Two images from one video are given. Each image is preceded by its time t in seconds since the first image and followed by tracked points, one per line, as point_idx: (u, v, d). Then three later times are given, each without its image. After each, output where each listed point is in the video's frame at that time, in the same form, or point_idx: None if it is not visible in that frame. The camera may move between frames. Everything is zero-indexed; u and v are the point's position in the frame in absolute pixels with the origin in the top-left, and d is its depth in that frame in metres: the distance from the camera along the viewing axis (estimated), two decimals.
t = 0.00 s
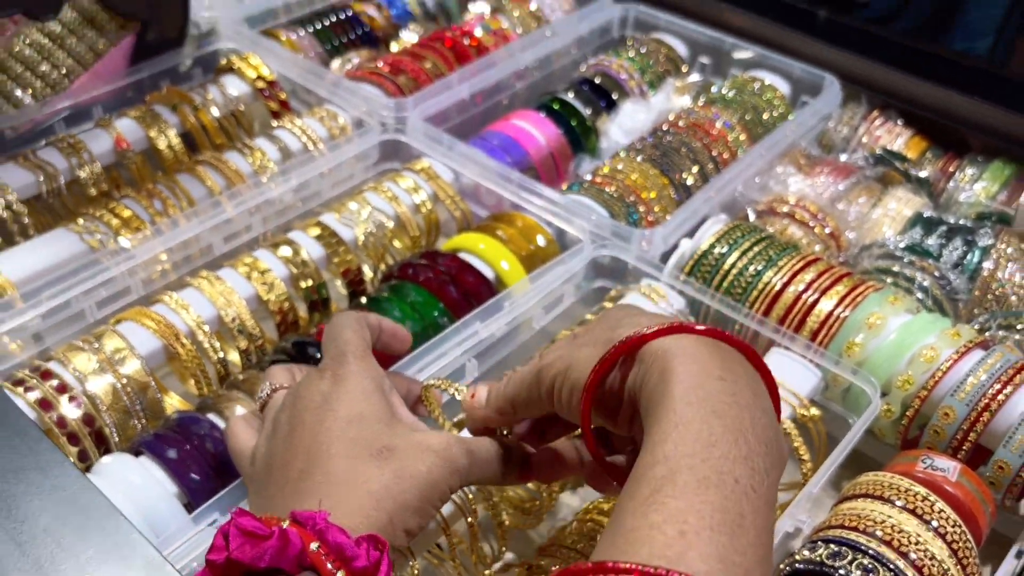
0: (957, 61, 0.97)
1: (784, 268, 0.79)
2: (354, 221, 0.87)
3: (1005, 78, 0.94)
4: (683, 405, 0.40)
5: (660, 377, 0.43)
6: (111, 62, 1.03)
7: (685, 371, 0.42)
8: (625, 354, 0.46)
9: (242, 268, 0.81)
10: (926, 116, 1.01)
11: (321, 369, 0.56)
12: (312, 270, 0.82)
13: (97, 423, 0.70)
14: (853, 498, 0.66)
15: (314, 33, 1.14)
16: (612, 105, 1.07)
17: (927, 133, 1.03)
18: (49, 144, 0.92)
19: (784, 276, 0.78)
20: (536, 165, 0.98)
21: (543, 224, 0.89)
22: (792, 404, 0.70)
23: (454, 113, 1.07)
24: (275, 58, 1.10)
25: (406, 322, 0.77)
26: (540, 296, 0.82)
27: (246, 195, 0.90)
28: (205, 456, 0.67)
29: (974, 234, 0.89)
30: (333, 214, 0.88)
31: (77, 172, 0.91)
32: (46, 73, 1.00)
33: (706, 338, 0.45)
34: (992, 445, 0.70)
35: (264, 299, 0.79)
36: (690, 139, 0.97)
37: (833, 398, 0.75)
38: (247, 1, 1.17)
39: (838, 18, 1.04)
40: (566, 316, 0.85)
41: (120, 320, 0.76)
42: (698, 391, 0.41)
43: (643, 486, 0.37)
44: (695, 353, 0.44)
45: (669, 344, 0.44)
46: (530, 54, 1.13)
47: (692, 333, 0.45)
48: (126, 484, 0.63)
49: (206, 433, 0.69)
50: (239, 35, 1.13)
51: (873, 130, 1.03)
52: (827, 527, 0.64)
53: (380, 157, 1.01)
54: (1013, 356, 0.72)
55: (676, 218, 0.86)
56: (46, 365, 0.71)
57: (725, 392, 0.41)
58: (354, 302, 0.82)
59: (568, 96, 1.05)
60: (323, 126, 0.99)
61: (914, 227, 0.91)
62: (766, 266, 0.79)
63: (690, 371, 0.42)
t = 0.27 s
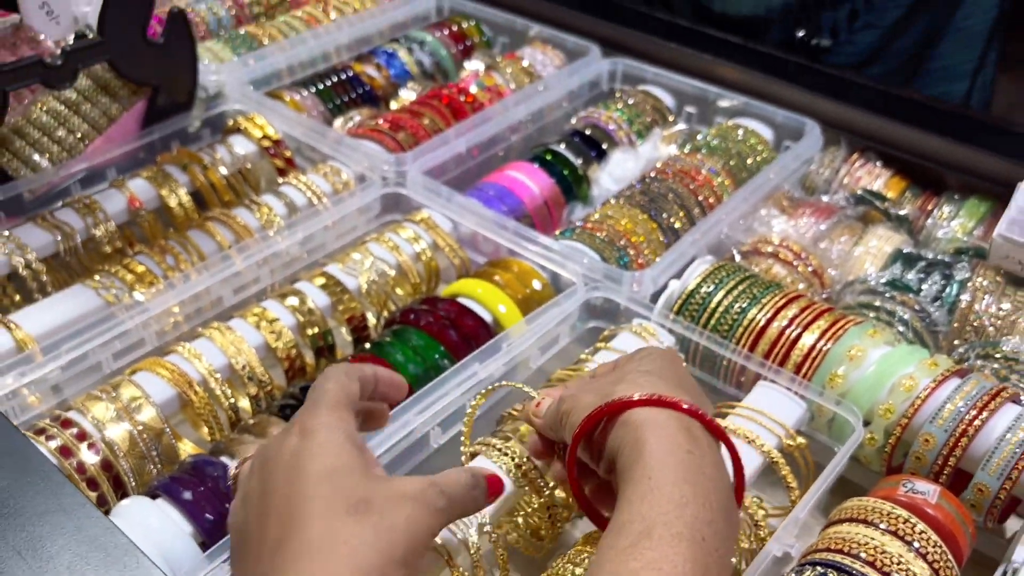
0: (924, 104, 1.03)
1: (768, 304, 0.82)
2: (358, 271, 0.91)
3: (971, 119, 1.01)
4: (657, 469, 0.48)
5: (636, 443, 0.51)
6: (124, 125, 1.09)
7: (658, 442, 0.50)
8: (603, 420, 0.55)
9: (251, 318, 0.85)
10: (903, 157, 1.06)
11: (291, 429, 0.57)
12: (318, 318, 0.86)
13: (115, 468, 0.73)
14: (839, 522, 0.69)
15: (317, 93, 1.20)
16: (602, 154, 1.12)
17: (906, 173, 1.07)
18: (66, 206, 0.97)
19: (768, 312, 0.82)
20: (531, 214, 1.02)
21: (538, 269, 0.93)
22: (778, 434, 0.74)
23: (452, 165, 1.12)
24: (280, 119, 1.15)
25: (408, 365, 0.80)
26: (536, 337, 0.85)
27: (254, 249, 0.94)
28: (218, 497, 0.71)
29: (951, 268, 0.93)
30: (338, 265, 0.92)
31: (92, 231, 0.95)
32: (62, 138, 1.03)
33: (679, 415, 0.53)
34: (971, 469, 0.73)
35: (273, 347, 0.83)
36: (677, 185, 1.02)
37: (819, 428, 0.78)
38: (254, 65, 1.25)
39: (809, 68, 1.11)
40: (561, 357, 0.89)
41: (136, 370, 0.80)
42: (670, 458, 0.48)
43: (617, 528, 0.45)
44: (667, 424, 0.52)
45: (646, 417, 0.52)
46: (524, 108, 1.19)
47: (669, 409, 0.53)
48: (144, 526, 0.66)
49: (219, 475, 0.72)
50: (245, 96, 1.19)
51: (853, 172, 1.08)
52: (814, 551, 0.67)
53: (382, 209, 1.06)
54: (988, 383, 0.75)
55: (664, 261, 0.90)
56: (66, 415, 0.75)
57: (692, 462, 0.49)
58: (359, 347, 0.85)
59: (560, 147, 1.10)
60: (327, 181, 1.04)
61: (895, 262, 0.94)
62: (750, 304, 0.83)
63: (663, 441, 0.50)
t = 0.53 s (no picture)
0: (876, 150, 1.12)
1: (720, 340, 0.88)
2: (335, 321, 0.96)
3: (919, 162, 1.09)
4: (595, 519, 0.51)
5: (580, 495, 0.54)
6: (116, 190, 1.15)
7: (599, 493, 0.54)
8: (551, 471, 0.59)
9: (234, 368, 0.89)
10: (856, 198, 1.10)
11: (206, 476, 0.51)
12: (298, 368, 0.91)
13: (103, 513, 0.77)
14: (786, 544, 0.73)
15: (299, 155, 1.26)
16: (569, 205, 1.18)
17: (860, 213, 1.12)
18: (60, 268, 1.03)
19: (720, 347, 0.87)
20: (502, 262, 1.08)
21: (506, 314, 0.98)
22: (730, 463, 0.78)
23: (428, 219, 1.18)
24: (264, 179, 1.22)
25: (381, 408, 0.86)
26: (503, 378, 0.90)
27: (238, 303, 1.00)
28: (200, 537, 0.74)
29: (898, 301, 0.97)
30: (316, 316, 0.97)
31: (85, 291, 1.01)
32: (57, 205, 1.10)
33: (619, 465, 0.57)
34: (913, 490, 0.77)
35: (254, 396, 0.88)
36: (639, 231, 1.07)
37: (771, 457, 0.82)
38: (240, 129, 1.32)
39: (772, 119, 1.19)
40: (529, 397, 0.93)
41: (125, 420, 0.84)
42: (605, 507, 0.52)
43: (558, 573, 0.48)
44: (608, 477, 0.56)
45: (589, 469, 0.56)
46: (494, 162, 1.26)
47: (610, 459, 0.57)
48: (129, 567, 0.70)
49: (201, 517, 0.75)
50: (231, 160, 1.25)
51: (808, 214, 1.13)
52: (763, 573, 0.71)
53: (360, 262, 1.11)
54: (926, 409, 0.80)
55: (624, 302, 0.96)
56: (58, 464, 0.79)
57: (628, 510, 0.53)
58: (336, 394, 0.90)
59: (529, 199, 1.16)
60: (308, 238, 1.09)
61: (846, 297, 0.99)
62: (704, 340, 0.88)
63: (602, 492, 0.54)
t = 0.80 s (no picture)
0: (833, 233, 1.22)
1: (687, 420, 0.93)
2: (322, 414, 1.00)
3: (873, 243, 1.19)
4: None
5: None
6: (115, 296, 1.20)
7: None
8: None
9: (225, 464, 0.94)
10: (819, 280, 1.17)
11: None
12: (286, 461, 0.96)
13: None
14: None
15: (291, 255, 1.33)
16: (548, 295, 1.24)
17: (826, 293, 1.17)
18: (61, 372, 1.08)
19: (688, 427, 0.92)
20: (483, 352, 1.12)
21: (486, 402, 1.02)
22: (699, 541, 0.81)
23: (413, 312, 1.22)
24: (258, 281, 1.27)
25: (365, 498, 0.89)
26: (482, 464, 0.94)
27: (229, 400, 1.04)
28: None
29: (861, 378, 1.01)
30: (303, 410, 1.02)
31: (84, 394, 1.06)
32: (60, 311, 1.17)
33: None
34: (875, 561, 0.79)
35: (244, 489, 0.92)
36: (612, 318, 1.12)
37: (740, 534, 0.84)
38: (235, 233, 1.39)
39: (741, 209, 1.30)
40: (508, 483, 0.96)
41: (120, 517, 0.88)
42: None
43: None
44: None
45: None
46: (477, 257, 1.32)
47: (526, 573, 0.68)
48: None
49: None
50: (226, 263, 1.32)
51: (776, 297, 1.17)
52: None
53: (347, 355, 1.15)
54: (884, 481, 0.83)
55: (597, 387, 1.00)
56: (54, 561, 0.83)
57: None
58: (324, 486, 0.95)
59: (510, 290, 1.22)
60: (297, 334, 1.14)
61: (811, 376, 1.04)
62: (673, 421, 0.93)
63: None
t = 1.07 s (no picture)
0: (789, 287, 1.27)
1: (637, 472, 0.97)
2: (288, 478, 1.04)
3: (826, 296, 1.23)
4: None
5: None
6: (92, 368, 1.24)
7: None
8: None
9: (192, 530, 0.96)
10: (776, 332, 1.21)
11: None
12: (252, 524, 0.99)
13: None
14: None
15: (263, 323, 1.37)
16: (512, 353, 1.29)
17: (779, 344, 1.22)
18: (37, 445, 1.11)
19: (637, 479, 0.96)
20: (446, 411, 1.16)
21: (449, 461, 1.06)
22: None
23: (381, 373, 1.26)
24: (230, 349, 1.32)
25: (327, 559, 0.91)
26: (441, 522, 0.97)
27: (201, 466, 1.08)
28: None
29: (807, 427, 1.05)
30: (271, 475, 1.05)
31: (60, 465, 1.09)
32: (38, 385, 1.20)
33: None
34: None
35: (210, 554, 0.94)
36: (570, 375, 1.17)
37: None
38: (210, 302, 1.44)
39: (702, 265, 1.35)
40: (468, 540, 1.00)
41: None
42: None
43: None
44: None
45: None
46: (443, 318, 1.36)
47: None
48: None
49: None
50: (200, 332, 1.36)
51: (729, 349, 1.23)
52: None
53: (315, 420, 1.20)
54: (821, 526, 0.87)
55: (553, 443, 1.04)
56: None
57: None
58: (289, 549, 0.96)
59: (474, 349, 1.26)
60: (267, 400, 1.18)
61: (760, 426, 1.07)
62: (623, 473, 0.97)
63: None
